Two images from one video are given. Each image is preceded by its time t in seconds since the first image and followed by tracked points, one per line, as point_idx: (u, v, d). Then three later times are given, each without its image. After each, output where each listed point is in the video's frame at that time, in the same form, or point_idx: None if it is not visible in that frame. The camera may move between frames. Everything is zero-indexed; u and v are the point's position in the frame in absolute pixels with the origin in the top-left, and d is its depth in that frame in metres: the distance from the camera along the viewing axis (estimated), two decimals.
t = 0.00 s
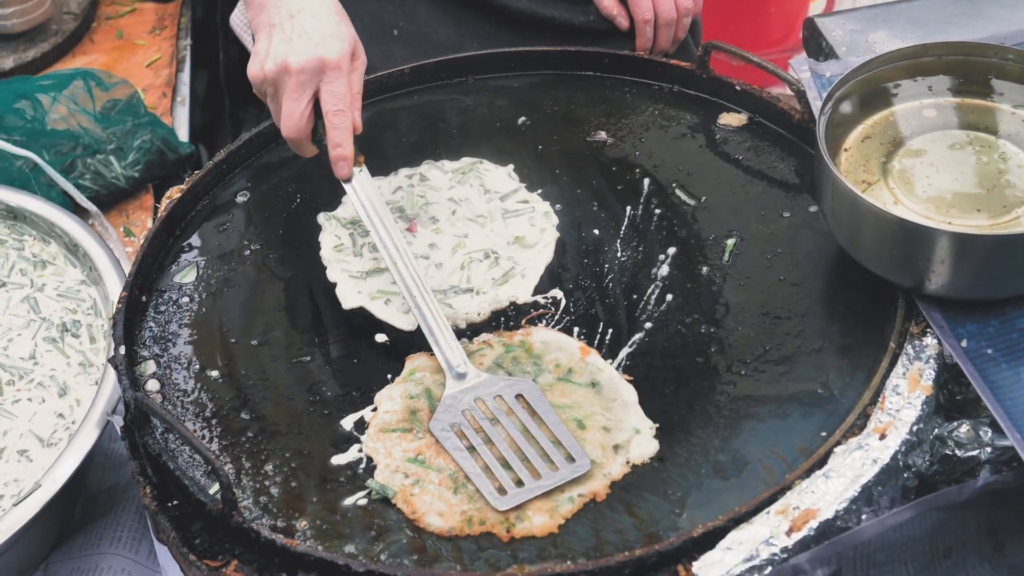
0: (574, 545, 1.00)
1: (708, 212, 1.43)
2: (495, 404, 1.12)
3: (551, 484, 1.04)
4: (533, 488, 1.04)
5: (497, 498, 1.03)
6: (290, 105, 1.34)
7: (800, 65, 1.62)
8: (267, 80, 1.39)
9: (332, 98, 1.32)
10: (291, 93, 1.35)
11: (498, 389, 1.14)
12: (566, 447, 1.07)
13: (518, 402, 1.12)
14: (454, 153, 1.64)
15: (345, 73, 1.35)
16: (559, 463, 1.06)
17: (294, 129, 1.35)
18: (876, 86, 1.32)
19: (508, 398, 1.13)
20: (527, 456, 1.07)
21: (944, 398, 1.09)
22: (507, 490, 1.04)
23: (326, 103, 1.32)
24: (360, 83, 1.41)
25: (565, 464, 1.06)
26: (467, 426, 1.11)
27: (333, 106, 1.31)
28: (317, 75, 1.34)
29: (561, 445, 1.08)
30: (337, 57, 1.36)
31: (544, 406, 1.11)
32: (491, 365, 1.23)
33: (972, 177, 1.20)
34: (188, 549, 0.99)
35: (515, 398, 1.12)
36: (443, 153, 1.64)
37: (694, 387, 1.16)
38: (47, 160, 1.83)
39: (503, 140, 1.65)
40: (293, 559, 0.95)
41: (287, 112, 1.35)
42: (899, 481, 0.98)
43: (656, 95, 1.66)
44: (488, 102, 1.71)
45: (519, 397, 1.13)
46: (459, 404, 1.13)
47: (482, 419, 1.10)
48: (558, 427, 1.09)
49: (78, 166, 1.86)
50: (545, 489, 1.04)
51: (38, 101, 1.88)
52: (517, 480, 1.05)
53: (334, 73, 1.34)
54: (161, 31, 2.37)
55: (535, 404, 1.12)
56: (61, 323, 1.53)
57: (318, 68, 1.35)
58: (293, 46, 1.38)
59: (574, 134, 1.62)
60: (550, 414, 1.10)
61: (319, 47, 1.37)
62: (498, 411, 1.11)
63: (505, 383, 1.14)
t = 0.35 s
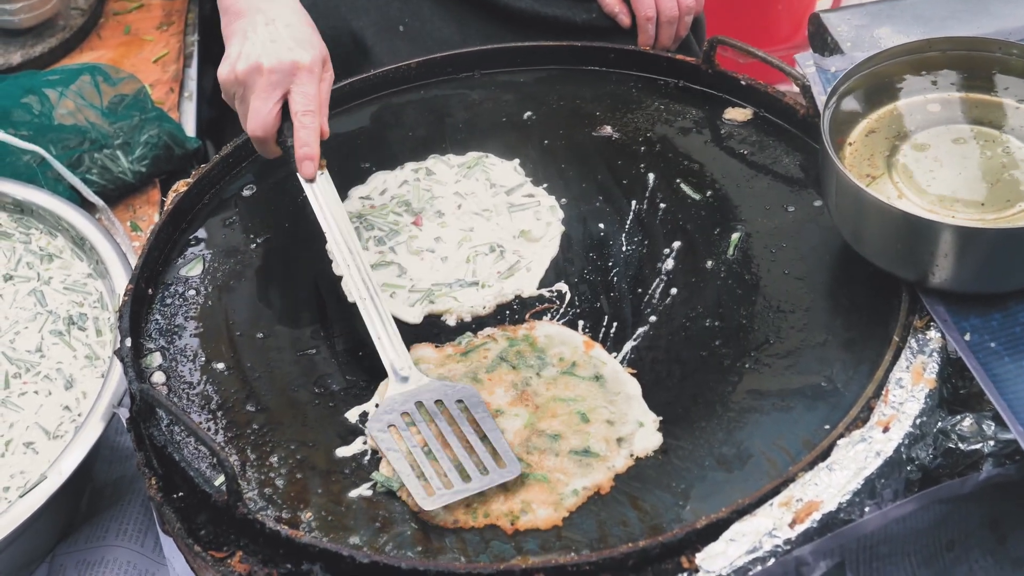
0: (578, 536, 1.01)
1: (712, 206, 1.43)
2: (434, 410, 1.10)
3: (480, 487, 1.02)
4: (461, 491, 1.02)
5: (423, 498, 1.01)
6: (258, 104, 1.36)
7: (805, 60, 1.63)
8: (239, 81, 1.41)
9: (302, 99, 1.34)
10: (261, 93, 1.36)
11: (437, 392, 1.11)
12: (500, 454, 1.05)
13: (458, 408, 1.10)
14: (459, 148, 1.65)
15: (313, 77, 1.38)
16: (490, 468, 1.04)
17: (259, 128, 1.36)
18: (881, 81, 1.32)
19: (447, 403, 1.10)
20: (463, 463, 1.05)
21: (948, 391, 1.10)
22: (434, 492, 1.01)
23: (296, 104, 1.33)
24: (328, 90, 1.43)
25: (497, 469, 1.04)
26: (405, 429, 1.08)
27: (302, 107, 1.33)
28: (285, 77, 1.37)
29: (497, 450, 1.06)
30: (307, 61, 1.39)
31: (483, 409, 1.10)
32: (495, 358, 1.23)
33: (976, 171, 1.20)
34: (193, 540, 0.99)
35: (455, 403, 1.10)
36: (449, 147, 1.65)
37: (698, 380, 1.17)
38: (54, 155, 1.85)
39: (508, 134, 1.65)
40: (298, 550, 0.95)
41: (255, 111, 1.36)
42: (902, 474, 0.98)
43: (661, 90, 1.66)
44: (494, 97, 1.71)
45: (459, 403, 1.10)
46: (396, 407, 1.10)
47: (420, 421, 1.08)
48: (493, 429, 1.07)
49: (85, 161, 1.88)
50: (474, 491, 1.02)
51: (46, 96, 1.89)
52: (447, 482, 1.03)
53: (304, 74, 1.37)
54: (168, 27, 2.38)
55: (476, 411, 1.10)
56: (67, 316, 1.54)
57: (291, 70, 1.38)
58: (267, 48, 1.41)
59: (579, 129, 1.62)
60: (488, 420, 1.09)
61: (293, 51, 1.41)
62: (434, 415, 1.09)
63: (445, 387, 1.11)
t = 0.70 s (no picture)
0: (585, 534, 1.01)
1: (718, 205, 1.43)
2: (486, 362, 1.14)
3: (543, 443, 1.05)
4: (518, 453, 1.05)
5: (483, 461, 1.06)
6: (262, 62, 1.40)
7: (811, 59, 1.63)
8: (241, 38, 1.45)
9: (302, 52, 1.33)
10: (261, 51, 1.39)
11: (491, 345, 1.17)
12: (557, 406, 1.09)
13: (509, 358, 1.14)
14: (465, 147, 1.65)
15: (308, 20, 1.35)
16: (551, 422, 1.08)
17: (270, 86, 1.43)
18: (886, 79, 1.33)
19: (500, 352, 1.15)
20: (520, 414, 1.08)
21: (952, 390, 1.12)
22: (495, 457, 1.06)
23: (297, 58, 1.33)
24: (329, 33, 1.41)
25: (556, 423, 1.08)
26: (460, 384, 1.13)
27: (304, 61, 1.32)
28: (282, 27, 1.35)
29: (554, 401, 1.09)
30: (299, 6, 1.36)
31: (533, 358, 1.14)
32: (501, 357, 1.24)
33: (981, 169, 1.20)
34: (200, 538, 1.00)
35: (507, 353, 1.15)
36: (454, 146, 1.65)
37: (703, 378, 1.17)
38: (58, 153, 1.86)
39: (513, 133, 1.66)
40: (305, 548, 0.95)
41: (261, 70, 1.41)
42: (908, 472, 0.99)
43: (666, 89, 1.66)
44: (499, 96, 1.72)
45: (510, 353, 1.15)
46: (454, 360, 1.17)
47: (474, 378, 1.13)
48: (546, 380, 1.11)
49: (88, 159, 1.88)
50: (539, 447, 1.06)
51: (50, 94, 1.90)
52: (503, 439, 1.07)
53: (299, 21, 1.35)
54: (172, 25, 2.38)
55: (529, 358, 1.14)
56: (72, 314, 1.54)
57: (283, 22, 1.35)
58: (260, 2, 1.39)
59: (584, 127, 1.63)
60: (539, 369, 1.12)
61: None
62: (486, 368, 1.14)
63: (500, 335, 1.19)
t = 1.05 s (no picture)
0: (586, 537, 1.01)
1: (715, 207, 1.44)
2: (554, 366, 1.17)
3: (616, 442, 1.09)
4: (603, 447, 1.09)
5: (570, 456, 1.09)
6: (320, 79, 1.34)
7: (806, 63, 1.63)
8: (294, 58, 1.39)
9: (365, 70, 1.34)
10: (320, 67, 1.35)
11: (555, 350, 1.19)
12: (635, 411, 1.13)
13: (575, 364, 1.18)
14: (462, 150, 1.65)
15: (371, 43, 1.37)
16: (624, 421, 1.11)
17: (323, 104, 1.34)
18: (883, 83, 1.33)
19: (565, 359, 1.18)
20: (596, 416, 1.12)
21: (950, 392, 1.12)
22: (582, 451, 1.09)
23: (359, 75, 1.34)
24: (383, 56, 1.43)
25: (629, 423, 1.11)
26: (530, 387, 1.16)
27: (366, 79, 1.33)
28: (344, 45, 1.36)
29: (624, 403, 1.14)
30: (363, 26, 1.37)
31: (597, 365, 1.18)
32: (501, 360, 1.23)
33: (978, 172, 1.21)
34: (200, 542, 1.00)
35: (572, 359, 1.18)
36: (451, 149, 1.65)
37: (703, 381, 1.17)
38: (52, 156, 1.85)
39: (510, 136, 1.66)
40: (306, 552, 0.95)
41: (317, 86, 1.34)
42: (907, 474, 0.99)
43: (662, 92, 1.67)
44: (495, 99, 1.72)
45: (575, 359, 1.19)
46: (517, 365, 1.17)
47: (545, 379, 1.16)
48: (615, 385, 1.16)
49: (82, 162, 1.88)
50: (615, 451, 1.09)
51: (43, 97, 1.88)
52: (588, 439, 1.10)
53: (363, 43, 1.36)
54: (165, 28, 2.38)
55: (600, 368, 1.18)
56: (68, 318, 1.54)
57: (348, 40, 1.36)
58: (316, 22, 1.39)
59: (581, 130, 1.63)
60: (607, 374, 1.17)
61: (346, 19, 1.38)
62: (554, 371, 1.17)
63: (562, 346, 1.19)
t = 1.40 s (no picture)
0: (576, 539, 1.01)
1: (701, 209, 1.44)
2: (461, 414, 1.09)
3: (515, 499, 1.02)
4: (499, 503, 1.02)
5: (463, 511, 1.02)
6: (264, 99, 1.34)
7: (790, 65, 1.65)
8: (242, 77, 1.38)
9: (310, 94, 1.33)
10: (266, 88, 1.34)
11: (464, 396, 1.10)
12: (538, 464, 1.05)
13: (483, 412, 1.10)
14: (446, 153, 1.65)
15: (319, 68, 1.36)
16: (524, 477, 1.04)
17: (268, 124, 1.34)
18: (867, 85, 1.35)
19: (474, 408, 1.10)
20: (504, 464, 1.05)
21: (935, 392, 1.14)
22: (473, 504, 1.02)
23: (304, 99, 1.33)
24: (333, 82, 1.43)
25: (531, 478, 1.04)
26: (432, 436, 1.08)
27: (311, 103, 1.32)
28: (292, 69, 1.35)
29: (529, 459, 1.06)
30: (312, 53, 1.37)
31: (508, 415, 1.09)
32: (487, 364, 1.23)
33: (961, 174, 1.22)
34: (191, 548, 0.98)
35: (482, 408, 1.10)
36: (436, 152, 1.65)
37: (691, 382, 1.17)
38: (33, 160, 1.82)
39: (495, 139, 1.66)
40: (298, 556, 0.94)
41: (261, 107, 1.34)
42: (895, 474, 0.99)
43: (646, 95, 1.68)
44: (479, 102, 1.72)
45: (485, 408, 1.10)
46: (424, 411, 1.10)
47: (449, 430, 1.08)
48: (524, 437, 1.07)
49: (63, 167, 1.85)
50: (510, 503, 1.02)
51: (23, 102, 1.87)
52: (484, 493, 1.03)
53: (311, 68, 1.36)
54: (144, 32, 2.36)
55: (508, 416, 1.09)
56: (54, 324, 1.52)
57: (295, 63, 1.35)
58: (269, 43, 1.38)
59: (566, 133, 1.63)
60: (517, 424, 1.08)
61: (297, 43, 1.38)
62: (461, 419, 1.09)
63: (472, 392, 1.11)
